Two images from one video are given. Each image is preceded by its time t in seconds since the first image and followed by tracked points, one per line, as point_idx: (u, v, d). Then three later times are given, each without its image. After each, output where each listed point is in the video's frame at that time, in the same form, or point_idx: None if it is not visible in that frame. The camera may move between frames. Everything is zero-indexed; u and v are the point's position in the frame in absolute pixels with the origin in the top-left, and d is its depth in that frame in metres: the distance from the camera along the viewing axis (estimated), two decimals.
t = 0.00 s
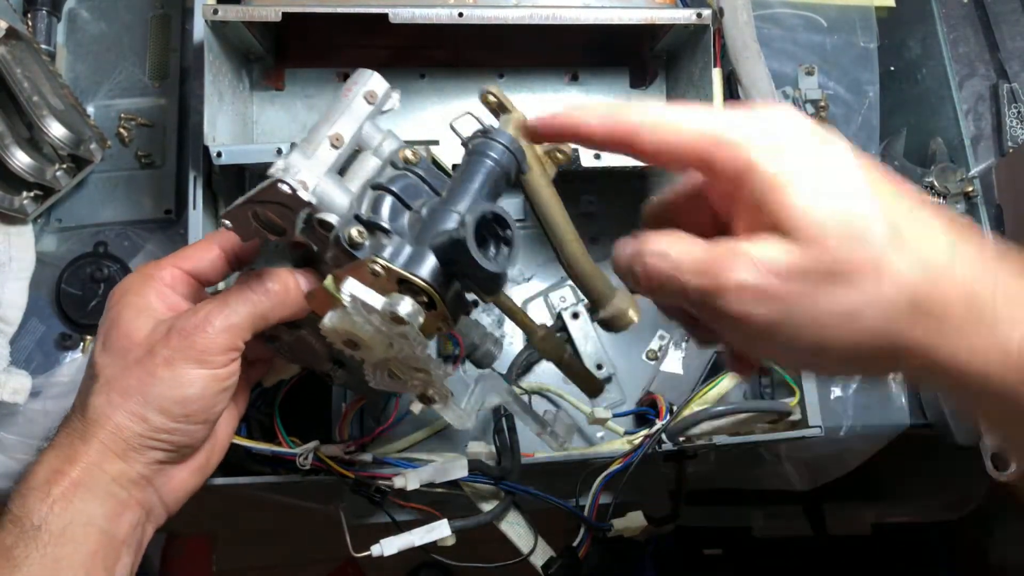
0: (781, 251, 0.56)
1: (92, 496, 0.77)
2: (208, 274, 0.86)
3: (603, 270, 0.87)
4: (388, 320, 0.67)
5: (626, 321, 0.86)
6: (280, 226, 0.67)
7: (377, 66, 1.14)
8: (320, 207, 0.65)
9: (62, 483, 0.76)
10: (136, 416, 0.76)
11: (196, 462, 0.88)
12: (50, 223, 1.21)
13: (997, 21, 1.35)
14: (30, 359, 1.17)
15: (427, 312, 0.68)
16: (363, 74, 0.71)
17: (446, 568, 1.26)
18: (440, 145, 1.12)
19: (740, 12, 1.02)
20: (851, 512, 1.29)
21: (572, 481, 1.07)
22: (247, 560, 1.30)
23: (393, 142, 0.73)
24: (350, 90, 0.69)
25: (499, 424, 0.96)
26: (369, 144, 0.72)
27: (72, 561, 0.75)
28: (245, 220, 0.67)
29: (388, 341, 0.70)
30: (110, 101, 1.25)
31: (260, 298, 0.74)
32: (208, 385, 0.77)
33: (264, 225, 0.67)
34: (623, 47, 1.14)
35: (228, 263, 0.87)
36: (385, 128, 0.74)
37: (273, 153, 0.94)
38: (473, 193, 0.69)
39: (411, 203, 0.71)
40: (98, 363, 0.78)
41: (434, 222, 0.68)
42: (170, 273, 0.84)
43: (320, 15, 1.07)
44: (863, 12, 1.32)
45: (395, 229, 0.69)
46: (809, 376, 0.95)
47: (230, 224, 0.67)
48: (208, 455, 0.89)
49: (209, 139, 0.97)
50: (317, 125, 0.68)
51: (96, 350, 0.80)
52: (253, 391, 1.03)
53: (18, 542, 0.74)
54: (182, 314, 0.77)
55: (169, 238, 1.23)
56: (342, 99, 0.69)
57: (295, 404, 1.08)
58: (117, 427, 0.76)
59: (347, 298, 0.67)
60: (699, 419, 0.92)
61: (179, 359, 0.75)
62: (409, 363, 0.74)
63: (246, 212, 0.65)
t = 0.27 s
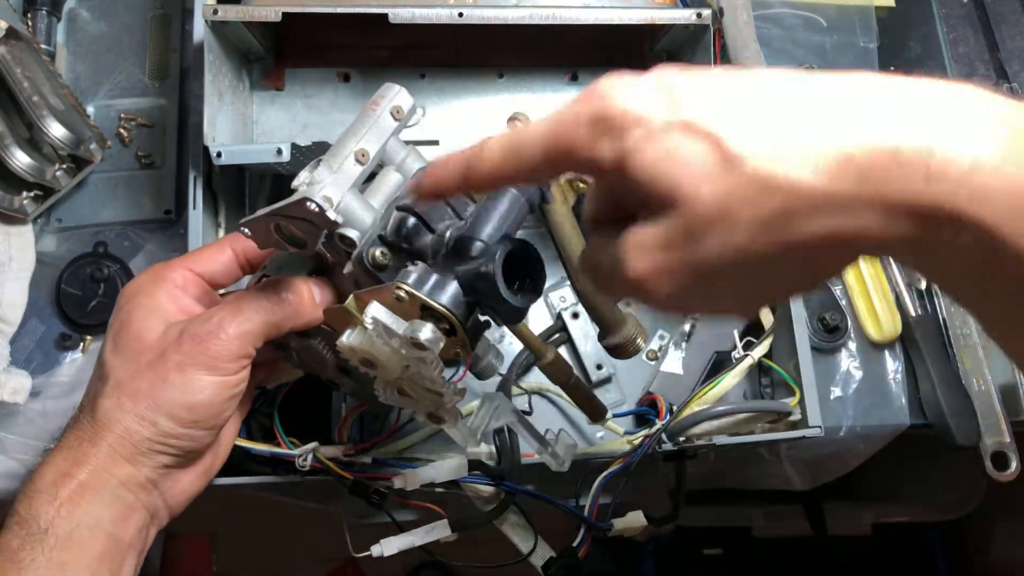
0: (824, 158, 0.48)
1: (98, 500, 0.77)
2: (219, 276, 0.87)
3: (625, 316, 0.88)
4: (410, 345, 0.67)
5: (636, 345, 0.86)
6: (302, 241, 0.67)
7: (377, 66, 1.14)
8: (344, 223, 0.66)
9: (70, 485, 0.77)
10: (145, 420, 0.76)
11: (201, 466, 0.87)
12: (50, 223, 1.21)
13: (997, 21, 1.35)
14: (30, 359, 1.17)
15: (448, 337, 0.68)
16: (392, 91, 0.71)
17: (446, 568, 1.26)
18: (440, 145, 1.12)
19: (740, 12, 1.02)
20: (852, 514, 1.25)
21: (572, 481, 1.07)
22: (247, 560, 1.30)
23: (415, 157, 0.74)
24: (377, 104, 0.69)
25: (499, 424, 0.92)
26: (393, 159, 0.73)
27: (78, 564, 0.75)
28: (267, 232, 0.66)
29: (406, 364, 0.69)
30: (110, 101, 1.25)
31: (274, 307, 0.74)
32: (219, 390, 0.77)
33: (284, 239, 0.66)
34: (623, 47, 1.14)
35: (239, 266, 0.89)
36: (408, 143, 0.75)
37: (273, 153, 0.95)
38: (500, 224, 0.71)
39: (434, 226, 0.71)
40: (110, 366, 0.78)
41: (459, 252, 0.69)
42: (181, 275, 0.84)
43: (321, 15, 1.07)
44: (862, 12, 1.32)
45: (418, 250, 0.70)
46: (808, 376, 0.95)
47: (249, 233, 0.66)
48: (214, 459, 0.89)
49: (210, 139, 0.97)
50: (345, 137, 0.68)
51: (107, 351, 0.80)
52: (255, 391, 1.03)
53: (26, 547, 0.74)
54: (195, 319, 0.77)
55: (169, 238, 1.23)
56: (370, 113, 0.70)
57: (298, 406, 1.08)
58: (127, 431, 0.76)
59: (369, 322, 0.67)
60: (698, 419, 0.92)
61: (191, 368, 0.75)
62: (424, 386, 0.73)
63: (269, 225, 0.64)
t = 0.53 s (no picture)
0: (858, 118, 0.57)
1: (105, 504, 0.77)
2: (216, 274, 0.88)
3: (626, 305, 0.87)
4: (417, 337, 0.68)
5: (626, 330, 0.87)
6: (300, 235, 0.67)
7: (378, 66, 1.15)
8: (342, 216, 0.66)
9: (77, 489, 0.76)
10: (152, 421, 0.75)
11: (207, 466, 0.89)
12: (50, 223, 1.21)
13: (997, 21, 1.35)
14: (30, 359, 1.17)
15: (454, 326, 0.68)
16: (385, 84, 0.71)
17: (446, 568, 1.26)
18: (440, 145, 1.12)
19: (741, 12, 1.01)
20: (852, 513, 1.27)
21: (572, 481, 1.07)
22: (247, 561, 1.30)
23: (411, 150, 0.74)
24: (373, 97, 0.69)
25: (499, 424, 0.94)
26: (389, 153, 0.73)
27: (84, 568, 0.75)
28: (267, 227, 0.66)
29: (411, 353, 0.70)
30: (111, 101, 1.25)
31: (276, 303, 0.73)
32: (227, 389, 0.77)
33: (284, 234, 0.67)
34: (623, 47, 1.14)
35: (235, 263, 0.89)
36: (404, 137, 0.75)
37: (273, 153, 0.94)
38: (505, 212, 0.69)
39: (436, 216, 0.70)
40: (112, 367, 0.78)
41: (462, 240, 0.68)
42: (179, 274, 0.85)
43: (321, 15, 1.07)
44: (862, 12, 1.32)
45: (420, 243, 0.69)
46: (810, 376, 0.95)
47: (249, 229, 0.66)
48: (218, 461, 0.90)
49: (209, 139, 0.97)
50: (341, 131, 0.68)
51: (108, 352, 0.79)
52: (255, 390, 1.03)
53: (32, 550, 0.73)
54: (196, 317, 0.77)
55: (169, 238, 1.24)
56: (364, 106, 0.69)
57: (296, 402, 1.08)
58: (132, 432, 0.76)
59: (377, 312, 0.67)
60: (699, 419, 0.92)
61: (197, 365, 0.74)
62: (429, 374, 0.74)
63: (270, 219, 0.65)
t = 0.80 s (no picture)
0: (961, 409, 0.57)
1: (159, 497, 0.77)
2: (247, 259, 0.85)
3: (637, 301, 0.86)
4: (492, 323, 0.66)
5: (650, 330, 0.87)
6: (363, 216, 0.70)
7: (378, 66, 1.15)
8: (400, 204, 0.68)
9: (131, 480, 0.76)
10: (207, 407, 0.76)
11: (252, 451, 0.88)
12: (51, 223, 1.21)
13: (997, 21, 1.35)
14: (31, 359, 1.17)
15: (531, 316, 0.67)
16: (438, 76, 0.72)
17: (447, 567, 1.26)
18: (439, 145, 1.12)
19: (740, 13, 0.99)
20: (851, 513, 1.27)
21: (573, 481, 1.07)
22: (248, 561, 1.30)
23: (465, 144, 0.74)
24: (427, 88, 0.70)
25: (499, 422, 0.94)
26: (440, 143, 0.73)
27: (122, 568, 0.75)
28: (327, 208, 0.69)
29: (481, 341, 0.68)
30: (110, 101, 1.25)
31: (328, 287, 0.74)
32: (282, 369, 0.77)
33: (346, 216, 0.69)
34: (622, 47, 1.14)
35: (268, 248, 0.87)
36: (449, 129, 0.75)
37: (273, 153, 0.94)
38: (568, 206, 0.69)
39: (497, 207, 0.70)
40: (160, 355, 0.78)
41: (530, 230, 0.68)
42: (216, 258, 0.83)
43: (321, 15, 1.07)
44: (862, 12, 1.32)
45: (485, 233, 0.69)
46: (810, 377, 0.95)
47: (305, 210, 0.69)
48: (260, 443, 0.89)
49: (209, 139, 0.97)
50: (396, 120, 0.69)
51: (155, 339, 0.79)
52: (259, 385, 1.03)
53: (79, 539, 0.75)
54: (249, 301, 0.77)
55: (170, 238, 1.24)
56: (418, 97, 0.71)
57: (304, 397, 1.08)
58: (185, 417, 0.76)
59: (457, 298, 0.66)
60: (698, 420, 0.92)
61: (250, 348, 0.75)
62: (490, 362, 0.72)
63: (332, 200, 0.67)
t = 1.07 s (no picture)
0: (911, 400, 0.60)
1: (160, 498, 0.77)
2: (262, 259, 0.89)
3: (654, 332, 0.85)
4: (514, 347, 0.69)
5: (660, 358, 0.85)
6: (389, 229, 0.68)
7: (378, 66, 1.15)
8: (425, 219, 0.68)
9: (140, 482, 0.76)
10: (218, 410, 0.76)
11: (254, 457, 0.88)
12: (50, 223, 1.21)
13: (997, 21, 1.35)
14: (30, 359, 1.17)
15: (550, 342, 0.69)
16: (471, 91, 0.74)
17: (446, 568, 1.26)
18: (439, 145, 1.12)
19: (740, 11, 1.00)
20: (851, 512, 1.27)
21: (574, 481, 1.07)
22: (248, 561, 1.30)
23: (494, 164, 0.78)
24: (460, 102, 0.71)
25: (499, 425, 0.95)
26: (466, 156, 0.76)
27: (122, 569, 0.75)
28: (355, 219, 0.66)
29: (500, 362, 0.70)
30: (110, 101, 1.25)
31: (345, 296, 0.73)
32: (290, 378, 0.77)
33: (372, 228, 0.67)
34: (622, 47, 1.14)
35: (282, 250, 0.91)
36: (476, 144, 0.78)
37: (273, 153, 0.94)
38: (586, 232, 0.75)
39: (523, 229, 0.74)
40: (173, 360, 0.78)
41: (553, 255, 0.73)
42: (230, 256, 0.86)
43: (321, 14, 1.07)
44: (862, 12, 1.33)
45: (510, 254, 0.72)
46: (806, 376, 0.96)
47: (329, 217, 0.66)
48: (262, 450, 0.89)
49: (209, 139, 0.97)
50: (428, 130, 0.70)
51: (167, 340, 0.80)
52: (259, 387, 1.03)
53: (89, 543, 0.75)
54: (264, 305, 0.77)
55: (170, 238, 1.24)
56: (449, 110, 0.72)
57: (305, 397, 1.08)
58: (195, 420, 0.76)
59: (480, 319, 0.68)
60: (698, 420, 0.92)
61: (265, 354, 0.75)
62: (505, 385, 0.74)
63: (361, 213, 0.64)
